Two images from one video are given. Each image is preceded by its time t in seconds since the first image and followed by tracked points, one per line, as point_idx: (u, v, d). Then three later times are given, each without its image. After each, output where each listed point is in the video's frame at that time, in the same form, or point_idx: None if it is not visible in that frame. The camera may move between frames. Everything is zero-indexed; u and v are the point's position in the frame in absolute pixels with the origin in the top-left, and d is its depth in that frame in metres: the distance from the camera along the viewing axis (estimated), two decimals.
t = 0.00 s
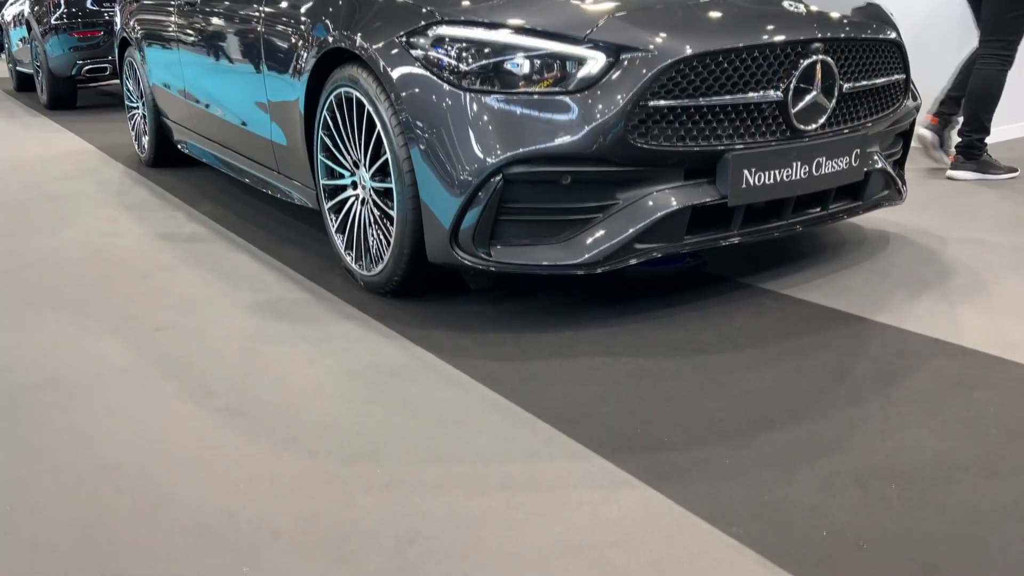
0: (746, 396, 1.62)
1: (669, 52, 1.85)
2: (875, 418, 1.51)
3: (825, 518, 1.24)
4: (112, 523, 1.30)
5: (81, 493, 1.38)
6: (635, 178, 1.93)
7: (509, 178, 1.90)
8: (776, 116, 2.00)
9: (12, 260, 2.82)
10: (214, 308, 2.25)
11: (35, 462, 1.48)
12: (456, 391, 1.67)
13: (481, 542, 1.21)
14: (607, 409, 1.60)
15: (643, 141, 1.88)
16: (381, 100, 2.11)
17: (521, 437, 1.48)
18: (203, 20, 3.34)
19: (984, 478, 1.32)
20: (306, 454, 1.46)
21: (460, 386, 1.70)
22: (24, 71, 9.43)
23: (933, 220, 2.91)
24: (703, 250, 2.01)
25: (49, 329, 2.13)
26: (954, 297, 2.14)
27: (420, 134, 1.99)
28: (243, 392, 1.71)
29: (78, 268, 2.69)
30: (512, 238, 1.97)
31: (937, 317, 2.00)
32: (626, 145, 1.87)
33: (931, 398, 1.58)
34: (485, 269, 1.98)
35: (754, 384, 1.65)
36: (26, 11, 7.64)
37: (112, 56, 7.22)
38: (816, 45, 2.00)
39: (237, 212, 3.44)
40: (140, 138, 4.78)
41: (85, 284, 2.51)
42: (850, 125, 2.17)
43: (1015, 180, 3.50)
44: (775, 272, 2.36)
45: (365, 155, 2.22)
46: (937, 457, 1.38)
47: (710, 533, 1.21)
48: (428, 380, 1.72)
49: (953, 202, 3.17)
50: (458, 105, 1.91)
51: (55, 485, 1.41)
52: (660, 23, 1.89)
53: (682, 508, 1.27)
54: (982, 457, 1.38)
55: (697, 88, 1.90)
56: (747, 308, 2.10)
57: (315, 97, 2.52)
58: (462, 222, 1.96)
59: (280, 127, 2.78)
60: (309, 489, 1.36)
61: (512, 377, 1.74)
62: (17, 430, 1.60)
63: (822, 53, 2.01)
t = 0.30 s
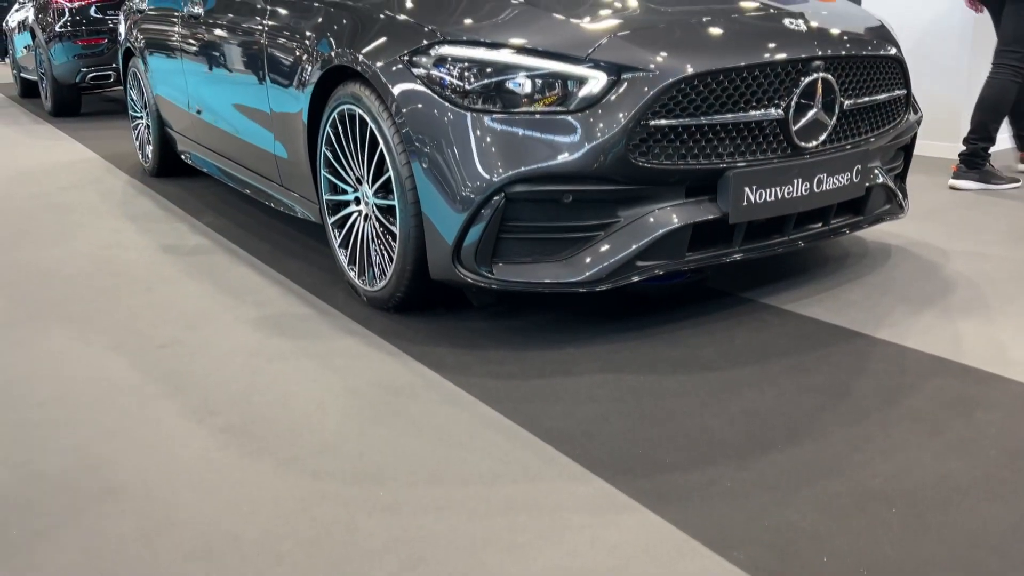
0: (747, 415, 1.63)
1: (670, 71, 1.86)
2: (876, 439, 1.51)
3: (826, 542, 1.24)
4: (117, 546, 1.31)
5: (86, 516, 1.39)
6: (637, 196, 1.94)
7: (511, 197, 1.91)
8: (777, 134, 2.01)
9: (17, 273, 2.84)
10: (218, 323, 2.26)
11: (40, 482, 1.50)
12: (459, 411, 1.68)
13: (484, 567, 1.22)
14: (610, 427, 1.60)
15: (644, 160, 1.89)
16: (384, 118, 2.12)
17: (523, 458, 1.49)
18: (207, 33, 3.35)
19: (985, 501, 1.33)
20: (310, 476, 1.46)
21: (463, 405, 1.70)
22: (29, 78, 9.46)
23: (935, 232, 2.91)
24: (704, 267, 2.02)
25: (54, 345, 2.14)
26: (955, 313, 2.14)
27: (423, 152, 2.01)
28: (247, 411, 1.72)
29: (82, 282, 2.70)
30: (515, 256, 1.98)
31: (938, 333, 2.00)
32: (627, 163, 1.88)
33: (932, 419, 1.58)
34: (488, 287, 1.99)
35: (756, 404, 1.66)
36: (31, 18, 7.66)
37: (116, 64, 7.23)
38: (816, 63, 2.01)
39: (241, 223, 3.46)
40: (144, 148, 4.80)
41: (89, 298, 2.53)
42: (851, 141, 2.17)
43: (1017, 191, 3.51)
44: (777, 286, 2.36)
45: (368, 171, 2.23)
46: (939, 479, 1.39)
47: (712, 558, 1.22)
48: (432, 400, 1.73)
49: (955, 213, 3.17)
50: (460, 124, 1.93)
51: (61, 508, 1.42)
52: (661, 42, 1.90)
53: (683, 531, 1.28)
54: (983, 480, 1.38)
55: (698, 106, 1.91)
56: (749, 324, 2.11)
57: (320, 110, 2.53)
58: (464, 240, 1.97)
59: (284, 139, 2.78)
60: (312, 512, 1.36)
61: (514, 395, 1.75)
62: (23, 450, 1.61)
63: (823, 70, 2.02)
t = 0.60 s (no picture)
0: (747, 435, 1.63)
1: (670, 88, 1.86)
2: (876, 461, 1.52)
3: (825, 568, 1.25)
4: (119, 571, 1.32)
5: (90, 539, 1.40)
6: (638, 214, 1.95)
7: (511, 216, 1.92)
8: (777, 151, 2.02)
9: (21, 286, 2.85)
10: (221, 339, 2.28)
11: (44, 504, 1.51)
12: (460, 431, 1.68)
13: None
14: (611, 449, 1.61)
15: (644, 178, 1.90)
16: (386, 135, 2.13)
17: (524, 480, 1.50)
18: (210, 44, 3.37)
19: (984, 525, 1.33)
20: (312, 498, 1.47)
21: (464, 425, 1.71)
22: (33, 83, 9.49)
23: (936, 244, 2.92)
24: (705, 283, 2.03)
25: (58, 362, 2.15)
26: (956, 328, 2.15)
27: (424, 170, 2.02)
28: (250, 430, 1.73)
29: (85, 295, 2.72)
30: (516, 273, 1.98)
31: (939, 349, 2.01)
32: (627, 182, 1.88)
33: (932, 439, 1.58)
34: (490, 304, 1.99)
35: (756, 424, 1.67)
36: (36, 24, 7.69)
37: (120, 70, 7.26)
38: (816, 80, 2.02)
39: (244, 234, 3.47)
40: (148, 156, 4.81)
41: (93, 313, 2.54)
42: (851, 157, 2.18)
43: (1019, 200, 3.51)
44: (778, 300, 2.37)
45: (370, 188, 2.24)
46: (938, 503, 1.39)
47: None
48: (432, 419, 1.74)
49: (956, 224, 3.17)
50: (461, 143, 1.94)
51: (64, 532, 1.43)
52: (661, 60, 1.91)
53: (683, 556, 1.28)
54: (982, 503, 1.39)
55: (697, 125, 1.91)
56: (750, 340, 2.11)
57: (323, 124, 2.54)
58: (465, 258, 1.98)
59: (287, 152, 2.80)
60: (314, 536, 1.37)
61: (515, 414, 1.75)
62: (26, 471, 1.62)
63: (823, 88, 2.03)
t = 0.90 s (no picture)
0: (747, 454, 1.64)
1: (670, 107, 1.87)
2: (875, 481, 1.52)
3: None
4: None
5: (95, 561, 1.41)
6: (639, 232, 1.96)
7: (513, 234, 1.93)
8: (778, 168, 2.03)
9: (25, 299, 2.87)
10: (224, 354, 2.29)
11: (50, 525, 1.52)
12: (462, 450, 1.69)
13: None
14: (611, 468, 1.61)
15: (644, 196, 1.91)
16: (388, 152, 2.14)
17: (525, 502, 1.51)
18: (213, 54, 3.38)
19: (983, 548, 1.34)
20: (315, 520, 1.48)
21: (466, 444, 1.72)
22: (38, 88, 9.55)
23: (937, 255, 2.92)
24: (706, 300, 2.03)
25: (63, 378, 2.17)
26: (957, 343, 2.15)
27: (427, 187, 2.03)
28: (253, 449, 1.74)
29: (90, 309, 2.73)
30: (517, 290, 2.00)
31: (940, 366, 2.01)
32: (628, 200, 1.89)
33: (932, 460, 1.59)
34: (491, 321, 2.00)
35: (756, 443, 1.67)
36: (39, 30, 7.73)
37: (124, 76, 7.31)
38: (817, 97, 2.03)
39: (247, 245, 3.48)
40: (152, 165, 4.83)
41: (97, 327, 2.56)
42: (852, 173, 2.18)
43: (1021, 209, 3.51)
44: (780, 314, 2.38)
45: (372, 204, 2.26)
46: (937, 525, 1.40)
47: None
48: (435, 438, 1.75)
49: (957, 234, 3.18)
50: (462, 161, 1.95)
51: (70, 553, 1.44)
52: (662, 78, 1.92)
53: None
54: (981, 525, 1.39)
55: (698, 143, 1.92)
56: (751, 356, 2.12)
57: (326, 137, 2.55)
58: (467, 275, 1.99)
59: (291, 164, 2.81)
60: (317, 559, 1.38)
61: (516, 432, 1.76)
62: (32, 491, 1.63)
63: (823, 105, 2.04)
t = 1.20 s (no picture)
0: (746, 477, 1.65)
1: (669, 129, 1.88)
2: (872, 506, 1.53)
3: None
4: None
5: None
6: (638, 253, 1.97)
7: (514, 255, 1.94)
8: (776, 188, 2.04)
9: (29, 314, 2.89)
10: (227, 372, 2.31)
11: (54, 549, 1.54)
12: (462, 473, 1.71)
13: None
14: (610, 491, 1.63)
15: (643, 218, 1.92)
16: (389, 171, 2.16)
17: (525, 527, 1.52)
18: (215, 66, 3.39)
19: None
20: (316, 545, 1.50)
21: (466, 466, 1.73)
22: (41, 93, 9.62)
23: (937, 268, 2.93)
24: (705, 319, 2.04)
25: (66, 396, 2.19)
26: (956, 361, 2.16)
27: (427, 208, 2.04)
28: (255, 471, 1.75)
29: (94, 323, 2.75)
30: (517, 310, 2.01)
31: (939, 385, 2.02)
32: (627, 222, 1.91)
33: (930, 484, 1.60)
34: (491, 341, 2.02)
35: (754, 466, 1.69)
36: (43, 36, 7.79)
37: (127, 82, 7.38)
38: (816, 118, 2.04)
39: (249, 257, 3.50)
40: (154, 173, 4.86)
41: (100, 342, 2.58)
42: (851, 192, 2.19)
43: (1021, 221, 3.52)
44: (779, 330, 2.38)
45: (373, 223, 2.27)
46: (934, 552, 1.41)
47: None
48: (435, 459, 1.77)
49: (957, 246, 3.18)
50: (463, 183, 1.96)
51: None
52: (662, 100, 1.93)
53: None
54: (978, 552, 1.40)
55: (697, 165, 1.93)
56: (750, 374, 2.13)
57: (328, 152, 2.56)
58: (468, 295, 2.00)
59: (293, 178, 2.83)
60: None
61: (516, 454, 1.77)
62: (37, 515, 1.65)
63: (822, 125, 2.05)
